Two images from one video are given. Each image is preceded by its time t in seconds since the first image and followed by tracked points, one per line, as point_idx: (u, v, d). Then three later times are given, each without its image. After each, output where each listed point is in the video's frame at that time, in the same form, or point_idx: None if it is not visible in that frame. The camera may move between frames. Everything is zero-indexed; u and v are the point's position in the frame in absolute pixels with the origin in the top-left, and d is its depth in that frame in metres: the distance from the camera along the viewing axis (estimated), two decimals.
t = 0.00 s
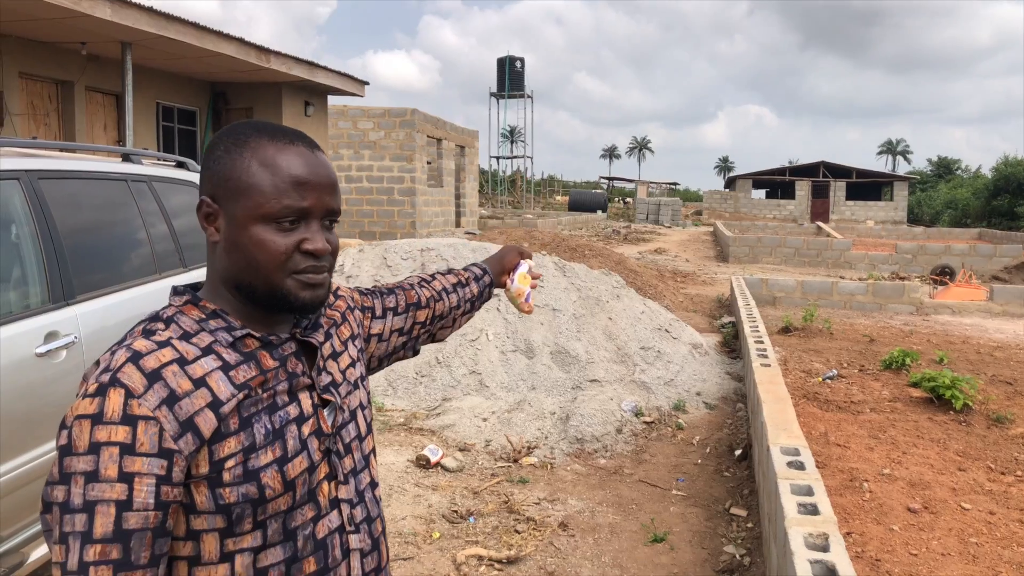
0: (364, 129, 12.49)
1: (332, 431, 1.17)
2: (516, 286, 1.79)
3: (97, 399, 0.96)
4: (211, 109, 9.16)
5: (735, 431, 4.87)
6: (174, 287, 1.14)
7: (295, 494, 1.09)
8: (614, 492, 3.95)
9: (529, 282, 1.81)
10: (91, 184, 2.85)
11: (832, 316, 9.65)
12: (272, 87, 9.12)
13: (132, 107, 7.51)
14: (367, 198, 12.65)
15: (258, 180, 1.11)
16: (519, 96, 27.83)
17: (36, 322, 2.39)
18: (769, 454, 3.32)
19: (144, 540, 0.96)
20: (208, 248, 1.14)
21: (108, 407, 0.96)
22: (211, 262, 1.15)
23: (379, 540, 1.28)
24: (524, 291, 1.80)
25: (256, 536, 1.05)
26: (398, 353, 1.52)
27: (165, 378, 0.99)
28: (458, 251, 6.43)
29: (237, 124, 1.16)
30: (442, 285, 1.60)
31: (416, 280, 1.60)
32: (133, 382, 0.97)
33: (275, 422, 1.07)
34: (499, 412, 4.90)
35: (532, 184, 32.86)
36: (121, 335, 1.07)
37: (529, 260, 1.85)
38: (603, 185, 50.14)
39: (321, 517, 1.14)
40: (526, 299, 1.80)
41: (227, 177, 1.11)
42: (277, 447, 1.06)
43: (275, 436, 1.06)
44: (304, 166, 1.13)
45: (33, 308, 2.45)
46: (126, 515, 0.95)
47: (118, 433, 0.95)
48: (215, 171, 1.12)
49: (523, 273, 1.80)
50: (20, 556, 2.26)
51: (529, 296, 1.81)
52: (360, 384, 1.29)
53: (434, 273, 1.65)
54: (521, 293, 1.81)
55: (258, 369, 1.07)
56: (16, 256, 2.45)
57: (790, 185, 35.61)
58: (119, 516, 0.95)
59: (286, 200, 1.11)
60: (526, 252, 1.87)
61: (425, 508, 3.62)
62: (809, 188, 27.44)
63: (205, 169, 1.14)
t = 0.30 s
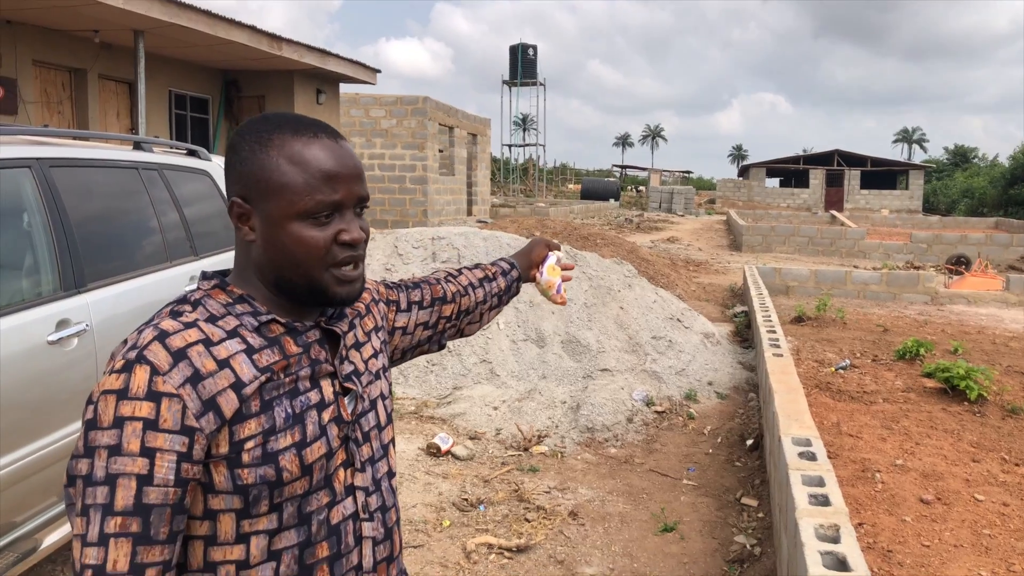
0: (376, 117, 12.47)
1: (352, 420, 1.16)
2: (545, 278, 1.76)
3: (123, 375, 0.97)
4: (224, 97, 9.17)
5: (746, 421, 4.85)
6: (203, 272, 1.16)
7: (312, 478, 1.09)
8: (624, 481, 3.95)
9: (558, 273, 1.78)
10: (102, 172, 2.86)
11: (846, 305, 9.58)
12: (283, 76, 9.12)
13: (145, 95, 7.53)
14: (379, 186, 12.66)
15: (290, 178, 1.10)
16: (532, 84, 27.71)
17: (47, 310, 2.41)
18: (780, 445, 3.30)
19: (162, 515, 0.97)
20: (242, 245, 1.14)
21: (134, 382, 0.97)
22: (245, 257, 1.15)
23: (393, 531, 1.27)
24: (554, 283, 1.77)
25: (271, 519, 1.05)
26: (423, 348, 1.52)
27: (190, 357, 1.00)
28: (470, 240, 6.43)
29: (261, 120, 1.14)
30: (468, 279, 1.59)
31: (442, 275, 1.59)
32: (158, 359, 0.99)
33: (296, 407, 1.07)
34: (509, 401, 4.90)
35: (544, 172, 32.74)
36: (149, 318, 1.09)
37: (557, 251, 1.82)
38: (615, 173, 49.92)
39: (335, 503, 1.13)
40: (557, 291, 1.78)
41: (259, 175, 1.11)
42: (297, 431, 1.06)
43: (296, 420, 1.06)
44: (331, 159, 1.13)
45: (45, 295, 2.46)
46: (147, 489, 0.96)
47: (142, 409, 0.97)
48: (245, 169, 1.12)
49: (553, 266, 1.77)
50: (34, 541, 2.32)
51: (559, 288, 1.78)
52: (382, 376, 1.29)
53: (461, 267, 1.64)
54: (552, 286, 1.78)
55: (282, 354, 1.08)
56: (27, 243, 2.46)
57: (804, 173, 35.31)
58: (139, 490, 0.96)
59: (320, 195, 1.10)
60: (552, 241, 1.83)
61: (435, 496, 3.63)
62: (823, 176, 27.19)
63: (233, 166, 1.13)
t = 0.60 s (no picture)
0: (385, 109, 12.45)
1: (362, 417, 1.15)
2: (582, 271, 1.68)
3: (133, 369, 0.98)
4: (233, 89, 9.18)
5: (754, 414, 4.84)
6: (224, 266, 1.17)
7: (317, 476, 1.08)
8: (632, 475, 3.95)
9: (596, 267, 1.70)
10: (111, 164, 2.86)
11: (855, 299, 9.52)
12: (292, 67, 9.11)
13: (155, 87, 7.54)
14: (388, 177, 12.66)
15: (314, 177, 1.10)
16: (541, 75, 27.61)
17: (57, 302, 2.42)
18: (789, 439, 3.29)
19: (167, 509, 0.99)
20: (263, 240, 1.14)
21: (142, 377, 0.98)
22: (266, 252, 1.15)
23: (403, 528, 1.26)
24: (592, 276, 1.68)
25: (276, 515, 1.05)
26: (449, 342, 1.52)
27: (199, 353, 1.00)
28: (478, 232, 6.42)
29: (291, 116, 1.14)
30: (498, 274, 1.57)
31: (472, 269, 1.58)
32: (167, 355, 0.99)
33: (303, 404, 1.06)
34: (517, 393, 4.91)
35: (553, 164, 32.66)
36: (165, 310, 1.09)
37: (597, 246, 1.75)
38: (624, 165, 49.75)
39: (342, 501, 1.13)
40: (595, 284, 1.69)
41: (286, 172, 1.10)
42: (303, 429, 1.05)
43: (302, 418, 1.06)
44: (357, 159, 1.12)
45: (55, 287, 2.47)
46: (153, 483, 0.98)
47: (149, 404, 0.97)
48: (272, 165, 1.11)
49: (588, 258, 1.70)
50: (44, 532, 2.35)
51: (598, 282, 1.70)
52: (397, 373, 1.27)
53: (493, 261, 1.63)
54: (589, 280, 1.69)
55: (292, 351, 1.07)
56: (37, 236, 2.47)
57: (814, 166, 35.09)
58: (145, 483, 0.97)
59: (343, 196, 1.10)
60: (591, 235, 1.78)
61: (443, 488, 3.64)
62: (833, 169, 27.01)
63: (261, 160, 1.13)
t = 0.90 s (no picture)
0: (386, 107, 12.44)
1: (359, 423, 1.13)
2: (616, 265, 1.65)
3: (125, 370, 0.99)
4: (234, 87, 9.18)
5: (756, 412, 4.83)
6: (231, 267, 1.18)
7: (308, 482, 1.07)
8: (633, 473, 3.94)
9: (630, 260, 1.67)
10: (112, 163, 2.86)
11: (858, 296, 9.50)
12: (294, 65, 9.10)
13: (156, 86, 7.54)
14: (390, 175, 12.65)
15: (288, 174, 1.09)
16: (543, 73, 27.57)
17: (58, 301, 2.42)
18: (791, 438, 3.28)
19: (155, 511, 0.99)
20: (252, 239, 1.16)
21: (133, 379, 0.98)
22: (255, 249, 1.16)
23: (403, 536, 1.22)
24: (626, 270, 1.65)
25: (266, 521, 1.04)
26: (469, 340, 1.49)
27: (190, 356, 1.00)
28: (480, 230, 6.41)
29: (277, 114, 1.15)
30: (522, 271, 1.53)
31: (495, 265, 1.54)
32: (158, 357, 0.99)
33: (294, 410, 1.05)
34: (519, 391, 4.90)
35: (555, 162, 32.64)
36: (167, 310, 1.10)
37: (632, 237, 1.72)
38: (626, 163, 49.69)
39: (336, 507, 1.11)
40: (629, 278, 1.66)
41: (265, 170, 1.11)
42: (293, 434, 1.04)
43: (293, 423, 1.04)
44: (334, 156, 1.10)
45: (55, 287, 2.47)
46: (141, 485, 0.98)
47: (140, 406, 0.98)
48: (255, 162, 1.13)
49: (621, 251, 1.66)
50: (45, 532, 2.35)
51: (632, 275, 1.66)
52: (403, 377, 1.25)
53: (520, 256, 1.59)
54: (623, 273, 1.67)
55: (286, 356, 1.06)
56: (37, 235, 2.47)
57: (817, 163, 35.01)
58: (132, 485, 0.98)
59: (314, 193, 1.09)
60: (627, 224, 1.72)
61: (444, 487, 3.64)
62: (836, 166, 26.95)
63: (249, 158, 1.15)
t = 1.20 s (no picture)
0: (386, 108, 12.44)
1: (345, 433, 1.11)
2: (642, 266, 1.60)
3: (107, 379, 0.99)
4: (233, 89, 9.18)
5: (755, 415, 4.83)
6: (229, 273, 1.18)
7: (288, 494, 1.05)
8: (632, 476, 3.94)
9: (659, 262, 1.61)
10: (110, 166, 2.86)
11: (857, 299, 9.50)
12: (293, 67, 9.11)
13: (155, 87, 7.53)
14: (389, 177, 12.65)
15: (253, 172, 1.09)
16: (542, 75, 27.59)
17: (55, 304, 2.41)
18: (789, 441, 3.28)
19: (134, 521, 0.99)
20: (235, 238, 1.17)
21: (114, 388, 0.98)
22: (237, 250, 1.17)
23: (394, 549, 1.19)
24: (654, 271, 1.59)
25: (246, 532, 1.04)
26: (480, 345, 1.46)
27: (169, 365, 1.00)
28: (479, 232, 6.41)
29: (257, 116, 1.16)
30: (538, 274, 1.50)
31: (508, 269, 1.51)
32: (139, 367, 0.99)
33: (275, 420, 1.04)
34: (517, 394, 4.90)
35: (554, 164, 32.65)
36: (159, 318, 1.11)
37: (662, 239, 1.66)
38: (625, 165, 49.70)
39: (319, 519, 1.09)
40: (658, 280, 1.59)
41: (236, 169, 1.12)
42: (272, 445, 1.03)
43: (272, 434, 1.03)
44: (297, 152, 1.09)
45: (52, 290, 2.46)
46: (119, 495, 0.98)
47: (119, 416, 0.98)
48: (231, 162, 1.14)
49: (649, 251, 1.61)
50: (41, 536, 2.35)
51: (661, 277, 1.60)
52: (398, 386, 1.22)
53: (537, 258, 1.56)
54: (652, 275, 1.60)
55: (267, 365, 1.05)
56: (34, 237, 2.47)
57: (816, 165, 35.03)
58: (111, 495, 0.98)
59: (274, 190, 1.08)
60: (657, 226, 1.68)
61: (442, 490, 3.63)
62: (834, 168, 26.97)
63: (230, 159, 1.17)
